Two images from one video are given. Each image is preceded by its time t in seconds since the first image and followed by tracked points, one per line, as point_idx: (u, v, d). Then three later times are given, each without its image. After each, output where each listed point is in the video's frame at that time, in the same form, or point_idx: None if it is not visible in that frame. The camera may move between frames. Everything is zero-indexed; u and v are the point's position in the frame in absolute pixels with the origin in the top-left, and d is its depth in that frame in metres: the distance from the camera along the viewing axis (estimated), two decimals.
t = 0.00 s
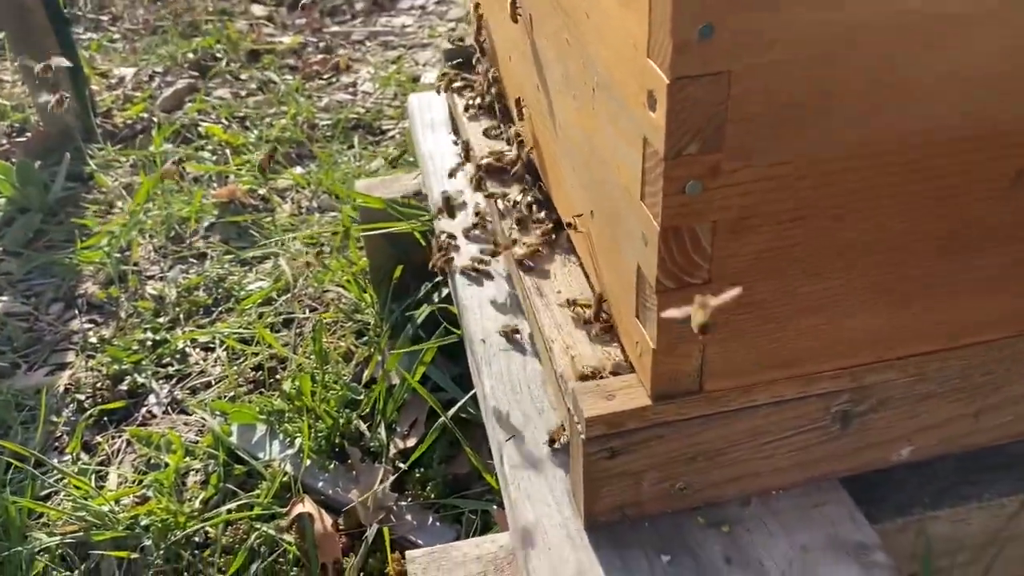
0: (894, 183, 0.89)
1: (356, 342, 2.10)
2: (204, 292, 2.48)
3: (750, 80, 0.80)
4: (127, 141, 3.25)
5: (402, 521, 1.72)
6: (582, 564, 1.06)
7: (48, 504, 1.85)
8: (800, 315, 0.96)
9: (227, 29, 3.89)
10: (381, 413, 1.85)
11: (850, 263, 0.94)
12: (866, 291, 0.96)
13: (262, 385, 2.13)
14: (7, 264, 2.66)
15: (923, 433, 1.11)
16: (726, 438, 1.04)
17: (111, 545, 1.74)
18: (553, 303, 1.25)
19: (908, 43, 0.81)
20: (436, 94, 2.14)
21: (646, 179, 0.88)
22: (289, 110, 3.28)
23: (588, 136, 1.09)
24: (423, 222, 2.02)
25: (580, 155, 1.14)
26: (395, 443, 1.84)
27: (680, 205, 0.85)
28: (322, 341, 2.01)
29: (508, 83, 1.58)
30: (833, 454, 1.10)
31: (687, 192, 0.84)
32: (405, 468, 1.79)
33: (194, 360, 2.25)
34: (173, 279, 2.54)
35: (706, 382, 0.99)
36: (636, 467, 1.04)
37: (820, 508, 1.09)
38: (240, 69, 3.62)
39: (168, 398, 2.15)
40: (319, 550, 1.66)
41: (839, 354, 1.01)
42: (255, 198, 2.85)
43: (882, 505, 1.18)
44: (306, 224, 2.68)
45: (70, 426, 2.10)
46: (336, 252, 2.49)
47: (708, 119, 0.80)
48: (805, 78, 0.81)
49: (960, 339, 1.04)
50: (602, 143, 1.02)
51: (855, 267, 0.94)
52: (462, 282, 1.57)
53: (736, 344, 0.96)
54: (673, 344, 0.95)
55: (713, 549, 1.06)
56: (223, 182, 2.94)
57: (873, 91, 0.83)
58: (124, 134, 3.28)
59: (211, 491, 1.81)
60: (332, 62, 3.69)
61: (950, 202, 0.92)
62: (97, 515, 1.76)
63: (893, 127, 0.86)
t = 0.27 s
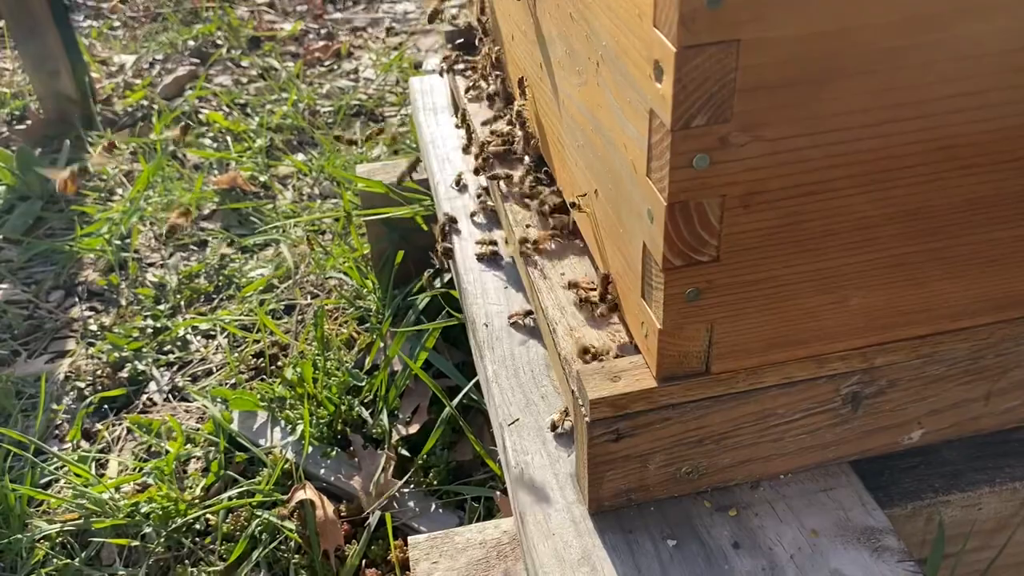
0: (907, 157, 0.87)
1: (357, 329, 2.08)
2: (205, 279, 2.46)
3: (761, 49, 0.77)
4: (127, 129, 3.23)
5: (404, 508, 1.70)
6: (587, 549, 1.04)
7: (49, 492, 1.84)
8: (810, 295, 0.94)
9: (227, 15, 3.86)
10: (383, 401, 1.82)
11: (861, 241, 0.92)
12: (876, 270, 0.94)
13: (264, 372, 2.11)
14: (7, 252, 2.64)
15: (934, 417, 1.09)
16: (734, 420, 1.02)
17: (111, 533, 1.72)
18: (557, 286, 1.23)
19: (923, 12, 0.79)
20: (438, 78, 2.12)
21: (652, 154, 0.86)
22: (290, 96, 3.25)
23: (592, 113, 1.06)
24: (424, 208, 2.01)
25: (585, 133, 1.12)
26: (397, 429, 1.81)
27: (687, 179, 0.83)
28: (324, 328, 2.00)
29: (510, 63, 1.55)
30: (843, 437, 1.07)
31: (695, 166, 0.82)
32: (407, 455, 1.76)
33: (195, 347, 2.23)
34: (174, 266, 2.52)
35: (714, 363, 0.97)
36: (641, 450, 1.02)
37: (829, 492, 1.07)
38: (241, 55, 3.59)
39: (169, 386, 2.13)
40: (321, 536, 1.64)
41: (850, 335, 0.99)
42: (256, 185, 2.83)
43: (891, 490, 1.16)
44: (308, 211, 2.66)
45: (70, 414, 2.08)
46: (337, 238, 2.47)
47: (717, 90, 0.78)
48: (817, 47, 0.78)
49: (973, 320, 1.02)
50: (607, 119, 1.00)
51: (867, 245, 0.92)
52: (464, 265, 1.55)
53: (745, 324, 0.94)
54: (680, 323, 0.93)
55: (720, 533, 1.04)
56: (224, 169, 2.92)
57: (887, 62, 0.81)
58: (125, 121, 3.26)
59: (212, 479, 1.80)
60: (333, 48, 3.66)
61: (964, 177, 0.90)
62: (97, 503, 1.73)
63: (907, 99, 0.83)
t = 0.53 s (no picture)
0: (903, 147, 0.86)
1: (355, 321, 2.08)
2: (203, 272, 2.45)
3: (756, 39, 0.76)
4: (125, 121, 3.22)
5: (401, 500, 1.70)
6: (581, 540, 1.03)
7: (46, 483, 1.84)
8: (805, 286, 0.93)
9: (226, 6, 3.85)
10: (381, 393, 1.83)
11: (857, 232, 0.91)
12: (872, 261, 0.94)
13: (262, 364, 2.11)
14: (4, 244, 2.64)
15: (930, 409, 1.09)
16: (729, 412, 1.02)
17: (109, 525, 1.72)
18: (553, 277, 1.22)
19: None
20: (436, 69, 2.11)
21: (646, 145, 0.85)
22: (288, 88, 3.24)
23: (587, 103, 1.06)
24: (422, 201, 2.01)
25: (580, 124, 1.11)
26: (395, 421, 1.81)
27: (681, 169, 0.82)
28: (321, 320, 2.00)
29: (507, 53, 1.55)
30: (839, 429, 1.07)
31: (689, 156, 0.81)
32: (404, 446, 1.76)
33: (193, 339, 2.23)
34: (172, 259, 2.52)
35: (709, 355, 0.96)
36: (637, 442, 1.02)
37: (825, 484, 1.07)
38: (239, 47, 3.58)
39: (167, 378, 2.13)
40: (318, 528, 1.64)
41: (846, 327, 0.98)
42: (255, 177, 2.83)
43: (887, 482, 1.16)
44: (306, 202, 2.65)
45: (68, 406, 2.08)
46: (335, 230, 2.46)
47: (711, 79, 0.77)
48: (812, 36, 0.78)
49: (969, 312, 1.01)
50: (601, 110, 1.00)
51: (862, 236, 0.91)
52: (461, 257, 1.54)
53: (740, 315, 0.94)
54: (674, 314, 0.92)
55: (716, 525, 1.03)
56: (222, 161, 2.91)
57: (883, 51, 0.80)
58: (123, 113, 3.25)
59: (210, 471, 1.79)
60: (332, 40, 3.65)
61: (961, 168, 0.89)
62: (94, 495, 1.74)
63: (904, 88, 0.83)
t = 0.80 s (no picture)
0: (895, 142, 0.86)
1: (351, 316, 2.08)
2: (198, 266, 2.45)
3: (748, 33, 0.76)
4: (121, 115, 3.21)
5: (396, 495, 1.69)
6: (574, 535, 1.03)
7: (41, 478, 1.84)
8: (799, 282, 0.93)
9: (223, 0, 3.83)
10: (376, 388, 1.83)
11: (850, 227, 0.91)
12: (865, 256, 0.93)
13: (257, 359, 2.10)
14: None
15: (923, 405, 1.09)
16: (722, 408, 1.02)
17: (103, 519, 1.72)
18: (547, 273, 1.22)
19: None
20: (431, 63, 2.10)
21: (639, 139, 0.85)
22: (285, 82, 3.24)
23: (580, 97, 1.05)
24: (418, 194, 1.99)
25: (574, 118, 1.11)
26: (389, 416, 1.81)
27: (674, 164, 0.82)
28: (316, 314, 1.99)
29: (502, 47, 1.54)
30: (832, 425, 1.07)
31: (681, 151, 0.81)
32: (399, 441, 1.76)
33: (188, 334, 2.23)
34: (167, 253, 2.51)
35: (701, 350, 0.96)
36: (629, 438, 1.02)
37: (818, 480, 1.07)
38: (236, 41, 3.57)
39: (162, 372, 2.13)
40: (313, 523, 1.63)
41: (839, 322, 0.98)
42: (251, 171, 2.82)
43: (880, 478, 1.16)
44: (302, 197, 2.65)
45: (63, 401, 2.08)
46: (331, 225, 2.46)
47: (704, 74, 0.77)
48: (804, 30, 0.77)
49: (962, 308, 1.01)
50: (595, 104, 0.99)
51: (855, 231, 0.91)
52: (455, 252, 1.54)
53: (732, 310, 0.93)
54: (667, 310, 0.92)
55: (708, 521, 1.03)
56: (218, 155, 2.90)
57: (876, 46, 0.80)
58: (119, 108, 3.24)
59: (204, 466, 1.79)
60: (329, 34, 3.64)
61: (954, 164, 0.89)
62: (89, 490, 1.74)
63: (896, 83, 0.82)
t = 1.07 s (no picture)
0: (887, 139, 0.86)
1: (346, 313, 2.08)
2: (194, 263, 2.45)
3: (738, 30, 0.76)
4: (117, 111, 3.21)
5: (390, 492, 1.69)
6: (565, 533, 1.03)
7: (36, 474, 1.84)
8: (789, 279, 0.93)
9: None
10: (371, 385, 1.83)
11: (842, 224, 0.91)
12: (857, 254, 0.93)
13: (252, 356, 2.10)
14: None
15: (916, 402, 1.08)
16: (714, 405, 1.01)
17: (98, 516, 1.72)
18: (540, 270, 1.22)
19: None
20: (426, 60, 2.10)
21: (630, 136, 0.85)
22: (281, 78, 3.23)
23: (573, 94, 1.05)
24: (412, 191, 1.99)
25: (567, 115, 1.11)
26: (384, 412, 1.81)
27: (665, 162, 0.82)
28: (311, 311, 1.99)
29: (496, 44, 1.54)
30: (824, 423, 1.07)
31: (672, 149, 0.81)
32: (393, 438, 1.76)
33: (184, 330, 2.23)
34: (163, 249, 2.51)
35: (692, 347, 0.96)
36: (621, 435, 1.02)
37: (809, 478, 1.07)
38: (233, 37, 3.56)
39: (157, 368, 2.13)
40: (307, 520, 1.63)
41: (831, 320, 0.98)
42: (247, 168, 2.81)
43: (872, 475, 1.16)
44: (298, 193, 2.64)
45: (58, 397, 2.08)
46: (326, 221, 2.46)
47: (694, 70, 0.77)
48: (796, 27, 0.77)
49: (955, 305, 1.01)
50: (587, 101, 0.99)
51: (847, 228, 0.91)
52: (449, 249, 1.54)
53: (723, 308, 0.93)
54: (658, 307, 0.92)
55: (700, 518, 1.03)
56: (215, 152, 2.90)
57: (867, 43, 0.79)
58: (116, 104, 3.23)
59: (199, 462, 1.79)
60: (326, 30, 3.63)
61: (946, 161, 0.89)
62: (83, 486, 1.74)
63: (888, 80, 0.82)
